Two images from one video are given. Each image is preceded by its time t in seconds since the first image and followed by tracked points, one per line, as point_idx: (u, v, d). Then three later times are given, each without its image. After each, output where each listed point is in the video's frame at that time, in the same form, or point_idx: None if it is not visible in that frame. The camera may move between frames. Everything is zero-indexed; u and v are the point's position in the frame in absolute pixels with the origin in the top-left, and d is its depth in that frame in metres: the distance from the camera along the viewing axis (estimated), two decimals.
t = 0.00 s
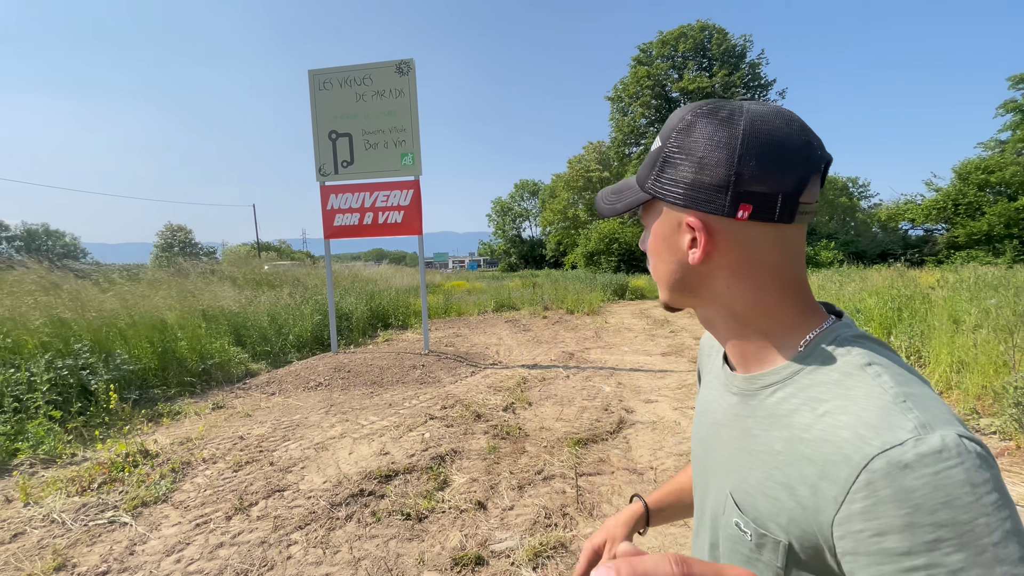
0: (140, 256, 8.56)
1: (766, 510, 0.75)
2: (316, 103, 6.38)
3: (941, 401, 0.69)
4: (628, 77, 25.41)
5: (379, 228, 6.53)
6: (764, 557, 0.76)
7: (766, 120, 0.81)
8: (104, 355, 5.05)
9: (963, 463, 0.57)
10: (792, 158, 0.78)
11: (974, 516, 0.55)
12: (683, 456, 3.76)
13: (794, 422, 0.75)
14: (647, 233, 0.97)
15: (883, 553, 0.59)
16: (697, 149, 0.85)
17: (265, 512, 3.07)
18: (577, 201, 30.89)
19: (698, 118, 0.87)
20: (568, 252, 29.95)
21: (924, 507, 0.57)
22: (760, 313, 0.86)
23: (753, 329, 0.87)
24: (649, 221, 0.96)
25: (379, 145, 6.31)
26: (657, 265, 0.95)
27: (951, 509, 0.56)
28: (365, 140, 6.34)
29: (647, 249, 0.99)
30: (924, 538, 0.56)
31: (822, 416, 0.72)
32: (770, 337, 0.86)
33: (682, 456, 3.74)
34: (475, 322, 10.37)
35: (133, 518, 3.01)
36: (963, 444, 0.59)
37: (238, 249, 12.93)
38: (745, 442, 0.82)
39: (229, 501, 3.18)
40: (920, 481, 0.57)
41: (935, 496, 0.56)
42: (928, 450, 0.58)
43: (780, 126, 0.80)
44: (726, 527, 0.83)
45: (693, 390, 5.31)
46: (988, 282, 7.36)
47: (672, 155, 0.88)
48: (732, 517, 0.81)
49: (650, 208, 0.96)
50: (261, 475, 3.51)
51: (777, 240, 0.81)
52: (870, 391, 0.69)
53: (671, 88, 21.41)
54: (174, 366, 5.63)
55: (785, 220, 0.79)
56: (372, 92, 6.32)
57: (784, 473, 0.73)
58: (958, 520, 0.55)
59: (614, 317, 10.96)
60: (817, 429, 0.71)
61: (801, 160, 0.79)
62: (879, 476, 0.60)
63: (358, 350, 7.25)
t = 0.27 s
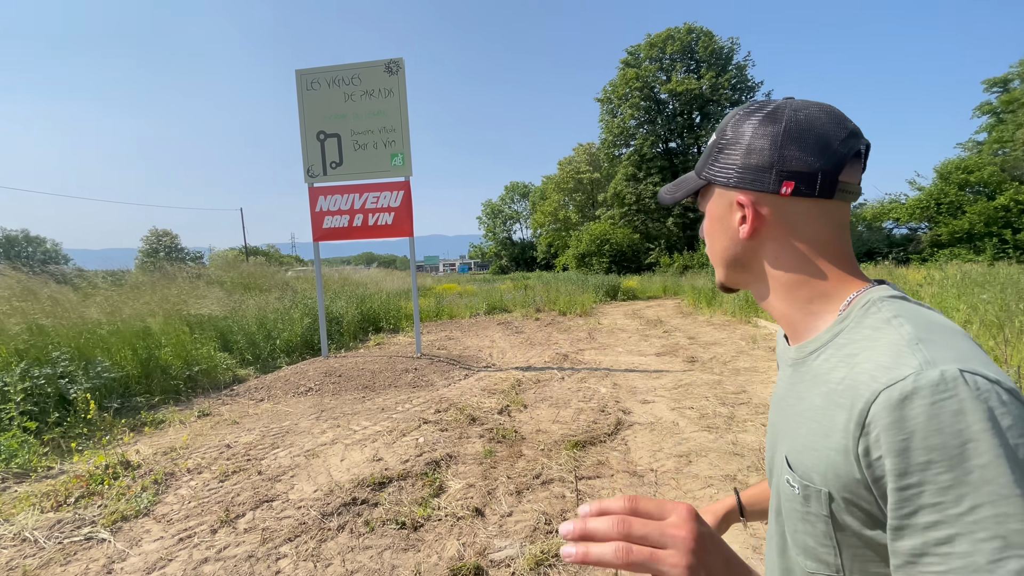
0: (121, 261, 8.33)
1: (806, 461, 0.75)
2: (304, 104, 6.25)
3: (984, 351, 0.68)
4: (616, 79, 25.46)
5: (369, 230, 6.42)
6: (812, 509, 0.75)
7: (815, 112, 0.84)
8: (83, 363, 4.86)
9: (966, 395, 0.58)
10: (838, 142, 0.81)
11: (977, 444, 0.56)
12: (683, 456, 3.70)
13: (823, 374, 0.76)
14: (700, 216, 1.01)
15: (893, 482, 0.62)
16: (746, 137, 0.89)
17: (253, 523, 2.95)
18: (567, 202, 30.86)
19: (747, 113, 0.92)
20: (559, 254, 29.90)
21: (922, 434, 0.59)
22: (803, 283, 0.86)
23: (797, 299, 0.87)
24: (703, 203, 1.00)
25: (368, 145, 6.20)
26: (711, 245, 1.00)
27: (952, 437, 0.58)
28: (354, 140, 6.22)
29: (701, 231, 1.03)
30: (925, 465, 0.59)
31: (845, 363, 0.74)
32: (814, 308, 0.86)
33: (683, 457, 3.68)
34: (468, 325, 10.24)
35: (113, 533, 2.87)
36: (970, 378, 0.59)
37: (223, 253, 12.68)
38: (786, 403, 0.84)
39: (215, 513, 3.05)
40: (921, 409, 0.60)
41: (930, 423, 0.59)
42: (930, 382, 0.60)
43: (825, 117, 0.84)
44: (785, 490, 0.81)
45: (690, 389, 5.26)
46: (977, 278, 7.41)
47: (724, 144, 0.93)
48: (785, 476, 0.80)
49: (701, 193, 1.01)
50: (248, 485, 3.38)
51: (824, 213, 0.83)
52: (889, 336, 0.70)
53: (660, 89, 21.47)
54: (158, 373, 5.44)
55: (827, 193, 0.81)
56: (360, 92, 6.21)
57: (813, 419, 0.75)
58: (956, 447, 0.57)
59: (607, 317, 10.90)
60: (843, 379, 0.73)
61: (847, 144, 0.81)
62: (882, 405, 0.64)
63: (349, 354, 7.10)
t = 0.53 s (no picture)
0: (87, 265, 7.99)
1: (839, 437, 0.85)
2: (282, 104, 6.10)
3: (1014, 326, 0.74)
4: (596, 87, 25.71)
5: (349, 233, 6.29)
6: (849, 483, 0.85)
7: (833, 122, 0.94)
8: (45, 372, 4.61)
9: (970, 345, 0.69)
10: (859, 147, 0.90)
11: (973, 388, 0.67)
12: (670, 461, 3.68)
13: (853, 346, 0.86)
14: (730, 219, 1.08)
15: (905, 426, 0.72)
16: (772, 144, 0.98)
17: (227, 539, 2.80)
18: (548, 208, 30.94)
19: (772, 124, 1.01)
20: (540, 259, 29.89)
21: (930, 382, 0.70)
22: (831, 272, 0.93)
23: (825, 288, 0.94)
24: (731, 206, 1.08)
25: (349, 147, 6.09)
26: (738, 245, 1.07)
27: (956, 383, 0.68)
28: (334, 142, 6.10)
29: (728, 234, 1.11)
30: (932, 409, 0.69)
31: (866, 332, 0.85)
32: (842, 296, 0.93)
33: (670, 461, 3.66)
34: (449, 331, 10.11)
35: (76, 552, 2.70)
36: (977, 334, 0.69)
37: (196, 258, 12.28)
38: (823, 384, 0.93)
39: (186, 528, 2.89)
40: (929, 360, 0.71)
41: (934, 371, 0.70)
42: (937, 336, 0.72)
43: (842, 126, 0.94)
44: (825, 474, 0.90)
45: (673, 393, 5.27)
46: (946, 282, 7.62)
47: (751, 151, 1.02)
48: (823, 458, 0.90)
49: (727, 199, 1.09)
50: (222, 498, 3.22)
51: (848, 209, 0.91)
52: (910, 305, 0.80)
53: (639, 97, 21.74)
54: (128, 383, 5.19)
55: (850, 192, 0.89)
56: (341, 93, 6.10)
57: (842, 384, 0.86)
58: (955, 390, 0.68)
59: (589, 322, 10.90)
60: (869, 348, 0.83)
61: (865, 150, 0.91)
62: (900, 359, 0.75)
63: (327, 361, 6.92)
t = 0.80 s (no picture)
0: (42, 270, 7.59)
1: (849, 437, 0.89)
2: (254, 107, 5.95)
3: None
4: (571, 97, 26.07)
5: (323, 239, 6.16)
6: (857, 483, 0.88)
7: (873, 130, 0.96)
8: None
9: (979, 356, 0.70)
10: (900, 156, 0.92)
11: (970, 398, 0.69)
12: (649, 467, 3.70)
13: (869, 347, 0.90)
14: (759, 219, 1.09)
15: (902, 426, 0.76)
16: (812, 147, 0.98)
17: (196, 558, 2.67)
18: (523, 215, 31.09)
19: (811, 127, 1.02)
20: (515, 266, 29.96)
21: (932, 386, 0.73)
22: (858, 277, 0.94)
23: (853, 293, 0.95)
24: (762, 207, 1.09)
25: (323, 152, 5.97)
26: (766, 246, 1.07)
27: (957, 390, 0.71)
28: (308, 146, 5.98)
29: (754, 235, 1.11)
30: (926, 411, 0.73)
31: (882, 333, 0.88)
32: (869, 301, 0.94)
33: (649, 467, 3.68)
34: (425, 338, 9.99)
35: None
36: (987, 346, 0.71)
37: (159, 263, 11.82)
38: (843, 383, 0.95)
39: (151, 548, 2.75)
40: (934, 366, 0.74)
41: (935, 376, 0.73)
42: (946, 344, 0.74)
43: (883, 134, 0.95)
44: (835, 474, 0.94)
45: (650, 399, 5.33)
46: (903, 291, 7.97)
47: (789, 153, 1.02)
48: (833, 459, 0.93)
49: (758, 198, 1.10)
50: (190, 514, 3.07)
51: (882, 215, 0.91)
52: (925, 312, 0.82)
53: (612, 108, 22.15)
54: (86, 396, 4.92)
55: (886, 198, 0.90)
56: (316, 97, 5.99)
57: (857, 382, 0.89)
58: (951, 397, 0.71)
59: (565, 329, 10.96)
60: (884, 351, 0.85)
61: (904, 156, 0.92)
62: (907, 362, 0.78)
63: (299, 370, 6.74)
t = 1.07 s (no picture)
0: None
1: (849, 435, 0.89)
2: (224, 108, 5.80)
3: None
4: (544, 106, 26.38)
5: (294, 244, 6.03)
6: (854, 485, 0.90)
7: (935, 117, 0.90)
8: None
9: (985, 383, 0.69)
10: (964, 149, 0.87)
11: (955, 424, 0.70)
12: (626, 470, 3.75)
13: (884, 350, 0.90)
14: (798, 210, 1.05)
15: (887, 433, 0.78)
16: (870, 139, 0.93)
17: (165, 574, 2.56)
18: (497, 221, 31.17)
19: (867, 113, 0.95)
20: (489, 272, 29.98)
21: (929, 404, 0.73)
22: (900, 284, 0.93)
23: (892, 299, 0.94)
24: (804, 199, 1.05)
25: (296, 155, 5.87)
26: (804, 240, 1.04)
27: (955, 413, 0.70)
28: (280, 149, 5.86)
29: (792, 226, 1.08)
30: (912, 427, 0.74)
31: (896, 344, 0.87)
32: (907, 309, 0.93)
33: (627, 471, 3.73)
34: (398, 345, 9.88)
35: None
36: (997, 374, 0.69)
37: (117, 268, 11.33)
38: (856, 382, 0.95)
39: (119, 563, 2.62)
40: (933, 386, 0.73)
41: (928, 395, 0.73)
42: (951, 367, 0.73)
43: (946, 123, 0.89)
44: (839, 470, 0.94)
45: (624, 403, 5.41)
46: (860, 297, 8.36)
47: (841, 143, 0.97)
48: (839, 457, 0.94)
49: (801, 190, 1.05)
50: (158, 529, 2.94)
51: (936, 218, 0.90)
52: (938, 328, 0.80)
53: (585, 117, 22.52)
54: (43, 407, 4.65)
55: (947, 200, 0.87)
56: (289, 99, 5.88)
57: (865, 381, 0.90)
58: (936, 419, 0.71)
59: (539, 334, 11.03)
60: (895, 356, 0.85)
61: (970, 152, 0.87)
62: (905, 373, 0.79)
63: (269, 379, 6.56)
